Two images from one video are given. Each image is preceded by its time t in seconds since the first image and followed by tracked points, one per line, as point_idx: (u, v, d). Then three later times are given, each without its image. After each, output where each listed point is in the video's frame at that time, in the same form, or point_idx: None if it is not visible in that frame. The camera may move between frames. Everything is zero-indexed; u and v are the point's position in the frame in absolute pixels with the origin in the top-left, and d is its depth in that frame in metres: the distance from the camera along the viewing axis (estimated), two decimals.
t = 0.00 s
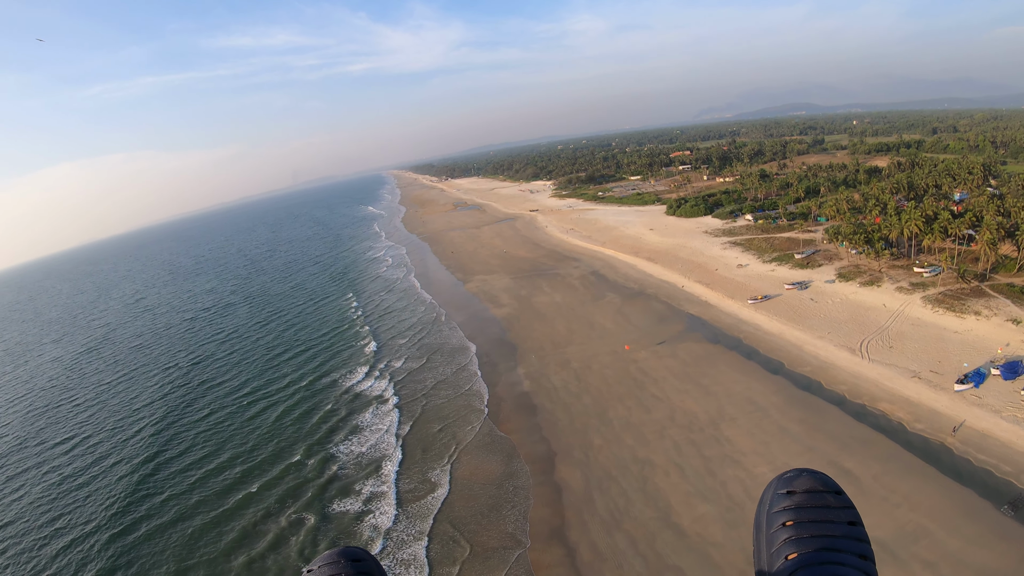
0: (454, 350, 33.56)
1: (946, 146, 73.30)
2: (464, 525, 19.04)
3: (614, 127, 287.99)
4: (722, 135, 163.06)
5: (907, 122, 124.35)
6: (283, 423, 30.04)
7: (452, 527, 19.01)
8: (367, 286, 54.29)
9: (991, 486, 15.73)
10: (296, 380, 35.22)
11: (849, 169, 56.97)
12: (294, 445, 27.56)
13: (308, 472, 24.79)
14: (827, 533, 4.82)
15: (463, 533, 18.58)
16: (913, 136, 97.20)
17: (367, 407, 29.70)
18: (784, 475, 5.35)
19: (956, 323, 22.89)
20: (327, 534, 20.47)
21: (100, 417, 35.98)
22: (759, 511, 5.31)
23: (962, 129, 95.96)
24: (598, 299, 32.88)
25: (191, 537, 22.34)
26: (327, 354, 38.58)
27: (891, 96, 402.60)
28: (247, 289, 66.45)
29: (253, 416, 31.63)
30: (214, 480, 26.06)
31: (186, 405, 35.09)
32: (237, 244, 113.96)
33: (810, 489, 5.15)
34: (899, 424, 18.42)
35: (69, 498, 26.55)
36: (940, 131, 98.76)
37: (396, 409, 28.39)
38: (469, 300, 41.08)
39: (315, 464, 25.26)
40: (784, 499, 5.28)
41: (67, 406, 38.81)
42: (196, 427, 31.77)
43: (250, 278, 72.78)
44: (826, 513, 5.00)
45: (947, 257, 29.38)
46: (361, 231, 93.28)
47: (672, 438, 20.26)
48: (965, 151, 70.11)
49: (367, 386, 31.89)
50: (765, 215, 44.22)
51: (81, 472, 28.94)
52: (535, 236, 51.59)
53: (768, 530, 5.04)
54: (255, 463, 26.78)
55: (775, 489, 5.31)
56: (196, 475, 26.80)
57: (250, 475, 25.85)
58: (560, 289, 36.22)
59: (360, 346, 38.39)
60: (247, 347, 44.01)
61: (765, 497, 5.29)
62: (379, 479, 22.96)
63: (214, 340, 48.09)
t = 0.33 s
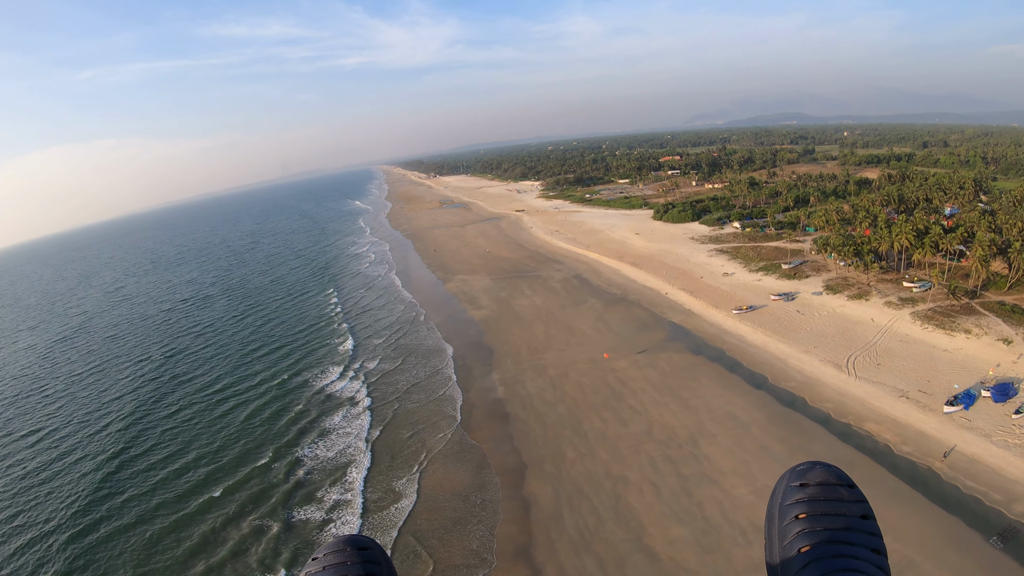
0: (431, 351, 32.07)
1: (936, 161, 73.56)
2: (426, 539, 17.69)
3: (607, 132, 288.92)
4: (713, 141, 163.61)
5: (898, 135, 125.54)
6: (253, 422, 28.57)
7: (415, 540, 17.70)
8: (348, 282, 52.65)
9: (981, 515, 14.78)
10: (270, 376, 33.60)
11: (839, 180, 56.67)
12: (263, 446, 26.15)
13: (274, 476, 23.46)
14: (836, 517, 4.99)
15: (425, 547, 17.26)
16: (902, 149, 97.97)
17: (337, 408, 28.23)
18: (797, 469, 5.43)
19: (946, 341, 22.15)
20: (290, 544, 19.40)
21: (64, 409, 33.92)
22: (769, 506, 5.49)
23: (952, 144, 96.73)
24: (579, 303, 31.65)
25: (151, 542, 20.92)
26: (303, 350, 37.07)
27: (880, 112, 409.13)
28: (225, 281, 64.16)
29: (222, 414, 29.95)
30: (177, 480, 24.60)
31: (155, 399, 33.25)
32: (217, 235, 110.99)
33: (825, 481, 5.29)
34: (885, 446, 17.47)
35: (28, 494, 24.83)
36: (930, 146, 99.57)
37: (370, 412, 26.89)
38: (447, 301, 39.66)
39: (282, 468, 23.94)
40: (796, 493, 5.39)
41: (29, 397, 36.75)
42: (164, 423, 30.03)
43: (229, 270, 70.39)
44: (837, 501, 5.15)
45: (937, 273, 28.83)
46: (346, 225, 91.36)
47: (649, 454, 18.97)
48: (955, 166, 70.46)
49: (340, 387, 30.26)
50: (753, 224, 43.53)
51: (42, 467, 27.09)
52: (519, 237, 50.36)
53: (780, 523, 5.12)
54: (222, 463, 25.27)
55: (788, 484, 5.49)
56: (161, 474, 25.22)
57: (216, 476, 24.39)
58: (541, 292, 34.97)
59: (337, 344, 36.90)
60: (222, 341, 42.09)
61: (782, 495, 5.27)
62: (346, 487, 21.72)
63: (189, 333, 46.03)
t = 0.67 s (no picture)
0: (410, 348, 30.83)
1: (930, 171, 73.49)
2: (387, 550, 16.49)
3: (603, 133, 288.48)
4: (707, 143, 163.38)
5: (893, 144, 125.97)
6: (227, 417, 27.16)
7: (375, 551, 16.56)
8: (331, 274, 51.09)
9: (973, 543, 13.93)
10: (247, 370, 32.13)
11: (832, 187, 56.18)
12: (235, 442, 24.79)
13: (244, 476, 22.20)
14: (851, 525, 5.53)
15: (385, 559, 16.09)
16: (896, 158, 98.09)
17: (311, 405, 26.92)
18: (810, 476, 6.09)
19: (939, 356, 21.45)
20: (254, 548, 18.25)
21: (30, 398, 32.17)
22: (785, 512, 6.21)
23: (947, 155, 97.04)
24: (563, 304, 30.53)
25: (111, 543, 19.56)
26: (283, 343, 35.60)
27: (873, 123, 413.20)
28: (207, 269, 62.17)
29: (194, 407, 28.50)
30: (143, 477, 23.15)
31: (127, 390, 31.66)
32: (202, 222, 108.38)
33: (835, 486, 5.94)
34: (874, 466, 16.62)
35: None
36: (925, 156, 99.78)
37: (345, 410, 25.65)
38: (429, 297, 38.36)
39: (250, 467, 22.68)
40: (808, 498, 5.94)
41: None
42: (135, 416, 28.53)
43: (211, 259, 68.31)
44: (850, 507, 5.76)
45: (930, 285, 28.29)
46: (333, 216, 89.47)
47: (626, 466, 17.85)
48: (949, 177, 70.41)
49: (315, 384, 28.93)
50: (744, 228, 42.75)
51: (3, 460, 25.46)
52: (507, 234, 49.16)
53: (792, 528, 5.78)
54: (191, 460, 23.92)
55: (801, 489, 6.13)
56: (128, 470, 23.80)
57: (185, 473, 23.05)
58: (524, 291, 33.79)
59: (317, 337, 35.48)
60: (199, 332, 40.42)
61: (791, 499, 5.96)
62: (314, 492, 20.54)
63: (167, 322, 44.26)
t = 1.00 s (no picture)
0: (389, 345, 29.58)
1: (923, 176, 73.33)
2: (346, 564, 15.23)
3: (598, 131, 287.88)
4: (702, 142, 163.01)
5: (887, 148, 126.57)
6: (201, 414, 25.80)
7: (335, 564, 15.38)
8: (315, 266, 49.56)
9: (967, 567, 13.14)
10: (225, 364, 30.74)
11: (825, 189, 55.68)
12: (208, 441, 23.45)
13: (214, 477, 20.93)
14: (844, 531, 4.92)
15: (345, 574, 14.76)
16: (890, 162, 98.24)
17: (285, 403, 25.63)
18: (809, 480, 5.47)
19: (932, 366, 21.00)
20: (218, 556, 17.03)
21: None
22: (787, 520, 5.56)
23: (940, 160, 97.21)
24: (547, 302, 29.37)
25: (71, 547, 18.18)
26: (264, 337, 34.19)
27: (866, 128, 416.76)
28: (188, 259, 60.20)
29: (167, 404, 27.08)
30: (110, 477, 21.74)
31: (99, 384, 30.13)
32: (186, 211, 105.75)
33: (834, 490, 5.40)
34: (865, 482, 15.80)
35: None
36: (918, 160, 99.97)
37: (320, 409, 24.41)
38: (410, 291, 37.01)
39: (218, 469, 21.40)
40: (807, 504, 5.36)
41: None
42: (106, 411, 27.05)
43: (193, 248, 66.22)
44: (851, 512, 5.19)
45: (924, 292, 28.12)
46: (321, 207, 87.60)
47: (605, 477, 16.69)
48: (942, 182, 70.38)
49: (291, 380, 27.62)
50: (735, 228, 41.97)
51: None
52: (494, 228, 47.94)
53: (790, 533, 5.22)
54: (161, 459, 22.58)
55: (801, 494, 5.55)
56: (95, 468, 22.38)
57: (153, 473, 21.73)
58: (508, 288, 32.61)
59: (297, 332, 34.10)
60: (176, 325, 38.78)
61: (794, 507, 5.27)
62: (283, 496, 19.34)
63: (145, 313, 42.58)
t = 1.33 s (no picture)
0: (370, 345, 28.42)
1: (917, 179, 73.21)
2: None
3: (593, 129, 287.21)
4: (696, 141, 163.05)
5: (880, 150, 127.01)
6: (177, 415, 24.56)
7: None
8: (301, 262, 48.20)
9: None
10: (204, 364, 29.48)
11: (819, 190, 55.24)
12: (182, 445, 22.25)
13: (185, 484, 19.75)
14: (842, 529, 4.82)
15: None
16: (884, 164, 98.27)
17: (261, 406, 24.44)
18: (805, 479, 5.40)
19: (929, 375, 20.73)
20: (183, 570, 15.91)
21: None
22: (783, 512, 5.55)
23: (934, 163, 97.35)
24: (533, 302, 28.30)
25: (33, 559, 16.94)
26: (245, 335, 32.94)
27: (859, 131, 419.44)
28: (171, 254, 58.45)
29: (142, 405, 25.83)
30: (76, 483, 20.44)
31: (73, 383, 28.76)
32: (171, 203, 103.37)
33: (834, 488, 5.33)
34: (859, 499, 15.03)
35: None
36: (913, 163, 100.08)
37: (297, 411, 23.32)
38: (394, 289, 35.69)
39: (189, 474, 20.25)
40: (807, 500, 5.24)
41: None
42: (78, 412, 25.70)
43: (175, 242, 64.34)
44: (849, 510, 5.14)
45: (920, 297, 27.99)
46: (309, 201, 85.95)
47: (585, 490, 15.58)
48: (936, 185, 70.28)
49: (268, 382, 26.44)
50: (727, 228, 41.26)
51: None
52: (482, 225, 46.86)
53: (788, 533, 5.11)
54: (132, 464, 21.35)
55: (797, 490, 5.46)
56: (63, 472, 21.11)
57: (123, 479, 20.50)
58: (493, 288, 31.53)
59: (279, 330, 32.85)
60: (155, 322, 37.35)
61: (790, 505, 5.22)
62: (253, 506, 18.23)
63: (125, 309, 41.06)
